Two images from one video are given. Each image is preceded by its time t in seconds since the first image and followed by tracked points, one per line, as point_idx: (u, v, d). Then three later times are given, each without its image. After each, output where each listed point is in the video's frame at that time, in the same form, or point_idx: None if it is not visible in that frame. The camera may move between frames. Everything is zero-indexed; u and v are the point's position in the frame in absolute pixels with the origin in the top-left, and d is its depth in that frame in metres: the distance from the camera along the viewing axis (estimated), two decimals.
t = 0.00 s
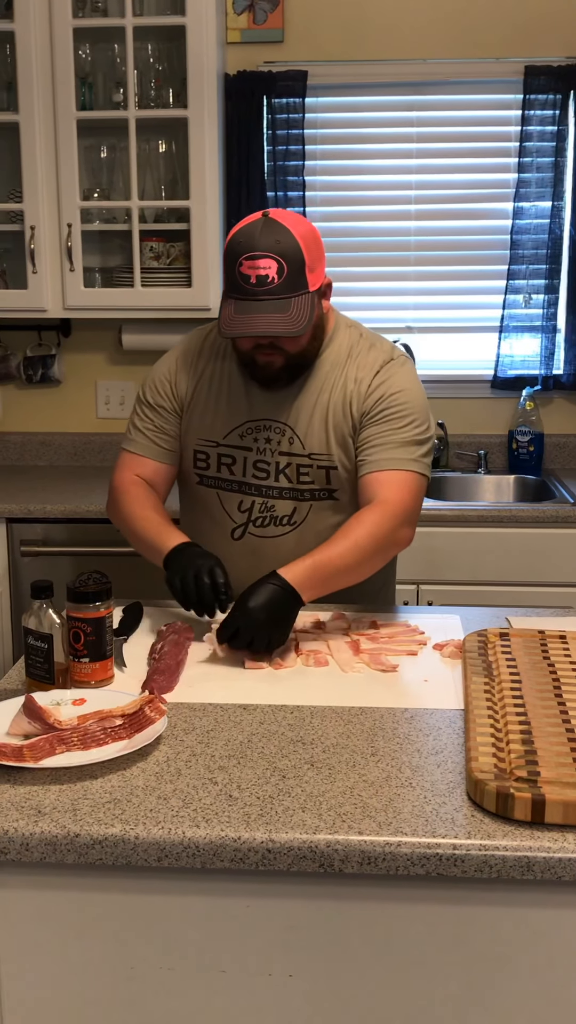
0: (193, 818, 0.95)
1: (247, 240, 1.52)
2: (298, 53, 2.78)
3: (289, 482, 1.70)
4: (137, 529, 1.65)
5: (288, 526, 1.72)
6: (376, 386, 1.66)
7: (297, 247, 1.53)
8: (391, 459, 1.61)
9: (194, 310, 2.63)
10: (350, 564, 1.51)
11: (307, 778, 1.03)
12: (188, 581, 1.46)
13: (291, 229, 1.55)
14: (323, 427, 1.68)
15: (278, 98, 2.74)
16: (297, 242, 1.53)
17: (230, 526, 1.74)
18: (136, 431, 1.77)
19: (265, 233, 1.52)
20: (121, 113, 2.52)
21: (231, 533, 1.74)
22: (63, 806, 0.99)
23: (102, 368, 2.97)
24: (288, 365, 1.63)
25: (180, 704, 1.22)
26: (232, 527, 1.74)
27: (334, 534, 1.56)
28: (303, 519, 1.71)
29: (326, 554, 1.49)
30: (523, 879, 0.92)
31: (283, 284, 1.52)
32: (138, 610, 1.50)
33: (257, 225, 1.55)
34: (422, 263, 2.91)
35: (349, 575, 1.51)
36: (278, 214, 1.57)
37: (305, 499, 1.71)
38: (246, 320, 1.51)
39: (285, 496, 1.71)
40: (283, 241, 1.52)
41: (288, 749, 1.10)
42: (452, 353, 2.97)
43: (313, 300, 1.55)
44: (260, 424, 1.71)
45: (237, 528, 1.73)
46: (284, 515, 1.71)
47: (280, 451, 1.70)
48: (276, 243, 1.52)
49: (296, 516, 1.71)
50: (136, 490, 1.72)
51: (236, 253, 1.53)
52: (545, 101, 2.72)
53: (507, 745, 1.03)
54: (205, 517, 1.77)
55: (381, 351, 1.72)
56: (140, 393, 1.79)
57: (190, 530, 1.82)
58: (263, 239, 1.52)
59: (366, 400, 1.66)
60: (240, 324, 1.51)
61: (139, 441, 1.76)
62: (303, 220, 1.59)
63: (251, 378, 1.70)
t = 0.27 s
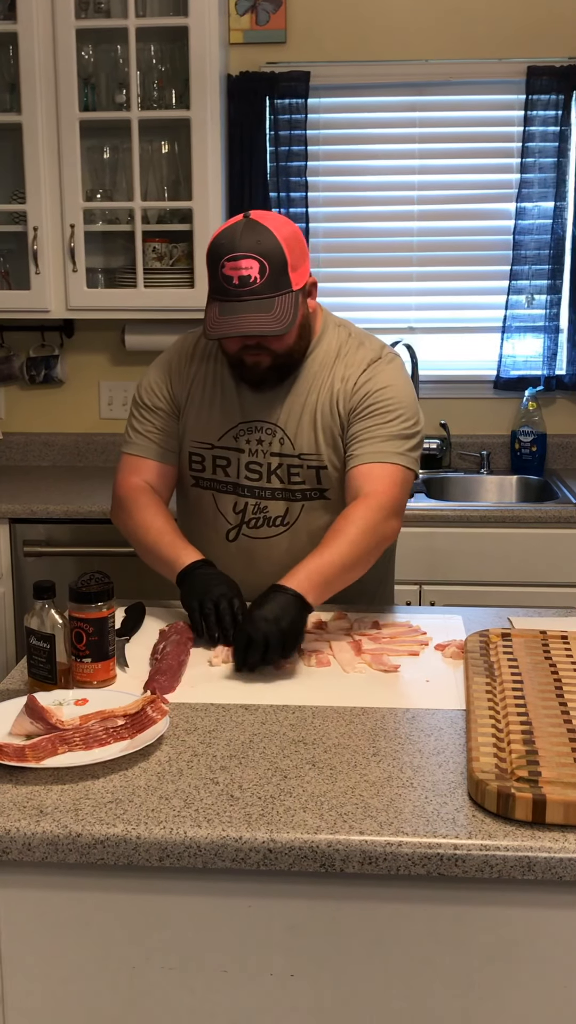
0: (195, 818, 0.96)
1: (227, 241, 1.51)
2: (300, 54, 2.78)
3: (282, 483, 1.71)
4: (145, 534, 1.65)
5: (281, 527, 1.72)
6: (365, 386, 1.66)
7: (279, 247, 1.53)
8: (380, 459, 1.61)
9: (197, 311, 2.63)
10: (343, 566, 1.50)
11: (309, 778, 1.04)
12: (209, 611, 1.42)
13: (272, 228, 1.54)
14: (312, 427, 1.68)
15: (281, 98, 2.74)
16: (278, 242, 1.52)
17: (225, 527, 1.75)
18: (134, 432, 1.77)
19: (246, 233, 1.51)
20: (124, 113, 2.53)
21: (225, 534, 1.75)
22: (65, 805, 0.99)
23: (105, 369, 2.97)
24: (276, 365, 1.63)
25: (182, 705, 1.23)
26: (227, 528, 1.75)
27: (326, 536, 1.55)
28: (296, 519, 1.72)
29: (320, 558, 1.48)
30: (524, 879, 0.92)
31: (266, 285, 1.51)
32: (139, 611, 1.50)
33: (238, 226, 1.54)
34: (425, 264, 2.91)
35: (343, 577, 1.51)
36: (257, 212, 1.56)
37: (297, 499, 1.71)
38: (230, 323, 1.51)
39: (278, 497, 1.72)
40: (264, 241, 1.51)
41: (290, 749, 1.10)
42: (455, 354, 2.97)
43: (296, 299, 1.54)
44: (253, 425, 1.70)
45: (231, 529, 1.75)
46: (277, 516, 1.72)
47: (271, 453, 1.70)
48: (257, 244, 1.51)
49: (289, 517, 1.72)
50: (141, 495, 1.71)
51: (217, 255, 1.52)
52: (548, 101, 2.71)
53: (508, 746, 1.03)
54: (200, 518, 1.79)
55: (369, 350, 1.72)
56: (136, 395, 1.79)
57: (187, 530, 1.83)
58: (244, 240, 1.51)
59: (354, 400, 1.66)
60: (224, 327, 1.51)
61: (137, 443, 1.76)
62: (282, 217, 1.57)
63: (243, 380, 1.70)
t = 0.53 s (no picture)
0: (195, 819, 0.96)
1: (221, 241, 1.52)
2: (300, 55, 2.78)
3: (281, 483, 1.71)
4: (150, 539, 1.64)
5: (282, 527, 1.73)
6: (363, 385, 1.66)
7: (272, 245, 1.53)
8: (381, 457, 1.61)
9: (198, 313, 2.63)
10: (348, 567, 1.50)
11: (309, 778, 1.04)
12: (209, 613, 1.42)
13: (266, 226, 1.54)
14: (312, 427, 1.68)
15: (281, 100, 2.75)
16: (272, 240, 1.53)
17: (225, 529, 1.75)
18: (132, 435, 1.77)
19: (240, 233, 1.52)
20: (125, 115, 2.53)
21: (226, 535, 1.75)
22: (66, 806, 0.99)
23: (106, 370, 2.98)
24: (274, 365, 1.63)
25: (182, 705, 1.23)
26: (227, 529, 1.75)
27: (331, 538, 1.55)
28: (296, 518, 1.72)
29: (323, 561, 1.49)
30: (524, 880, 0.92)
31: (260, 283, 1.52)
32: (142, 611, 1.51)
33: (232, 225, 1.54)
34: (426, 265, 2.91)
35: (347, 580, 1.51)
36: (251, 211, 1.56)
37: (298, 498, 1.72)
38: (225, 322, 1.51)
39: (278, 497, 1.72)
40: (257, 240, 1.51)
41: (290, 750, 1.10)
42: (455, 354, 2.97)
43: (291, 297, 1.55)
44: (251, 425, 1.71)
45: (231, 531, 1.75)
46: (278, 515, 1.73)
47: (271, 453, 1.70)
48: (250, 243, 1.51)
49: (290, 516, 1.73)
50: (143, 499, 1.72)
51: (212, 255, 1.53)
52: (548, 102, 2.72)
53: (508, 746, 1.03)
54: (200, 520, 1.78)
55: (366, 349, 1.72)
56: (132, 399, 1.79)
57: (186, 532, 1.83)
58: (238, 239, 1.51)
59: (353, 399, 1.66)
60: (219, 326, 1.52)
61: (136, 445, 1.76)
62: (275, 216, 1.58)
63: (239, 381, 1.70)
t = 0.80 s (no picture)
0: (195, 821, 0.96)
1: (224, 245, 1.52)
2: (300, 59, 2.79)
3: (284, 486, 1.72)
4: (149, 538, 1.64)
5: (285, 530, 1.73)
6: (366, 387, 1.67)
7: (275, 248, 1.54)
8: (386, 457, 1.62)
9: (198, 316, 2.64)
10: (354, 563, 1.52)
11: (308, 780, 1.04)
12: (210, 619, 1.40)
13: (268, 230, 1.55)
14: (314, 429, 1.69)
15: (281, 103, 2.75)
16: (275, 243, 1.53)
17: (227, 533, 1.75)
18: (132, 440, 1.76)
19: (242, 236, 1.52)
20: (125, 118, 2.54)
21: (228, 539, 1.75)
22: (66, 808, 0.99)
23: (107, 373, 2.98)
24: (276, 368, 1.63)
25: (181, 708, 1.23)
26: (229, 533, 1.75)
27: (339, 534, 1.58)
28: (300, 521, 1.73)
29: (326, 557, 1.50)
30: (523, 882, 0.92)
31: (264, 285, 1.52)
32: (140, 610, 1.52)
33: (233, 229, 1.55)
34: (425, 268, 2.91)
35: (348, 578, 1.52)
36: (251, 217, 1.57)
37: (301, 501, 1.72)
38: (230, 324, 1.51)
39: (281, 500, 1.72)
40: (260, 242, 1.52)
41: (290, 752, 1.11)
42: (455, 357, 2.98)
43: (294, 298, 1.55)
44: (253, 428, 1.71)
45: (234, 534, 1.75)
46: (280, 519, 1.73)
47: (273, 456, 1.71)
48: (254, 245, 1.52)
49: (292, 518, 1.73)
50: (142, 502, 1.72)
51: (214, 259, 1.53)
52: (548, 106, 2.72)
53: (507, 749, 1.04)
54: (202, 524, 1.78)
55: (367, 351, 1.73)
56: (131, 404, 1.78)
57: (187, 536, 1.83)
58: (240, 242, 1.52)
59: (356, 402, 1.67)
60: (224, 328, 1.51)
61: (136, 450, 1.75)
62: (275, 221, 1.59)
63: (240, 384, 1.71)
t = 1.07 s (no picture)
0: (192, 823, 0.96)
1: (232, 245, 1.52)
2: (300, 61, 2.79)
3: (288, 487, 1.72)
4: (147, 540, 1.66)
5: (289, 531, 1.73)
6: (375, 391, 1.67)
7: (282, 247, 1.54)
8: (401, 469, 1.64)
9: (198, 318, 2.64)
10: (367, 568, 1.57)
11: (306, 782, 1.04)
12: (205, 607, 1.44)
13: (275, 229, 1.55)
14: (323, 429, 1.69)
15: (281, 105, 2.76)
16: (282, 242, 1.54)
17: (230, 534, 1.75)
18: (131, 445, 1.76)
19: (250, 235, 1.52)
20: (125, 120, 2.54)
21: (231, 540, 1.75)
22: (63, 810, 0.99)
23: (107, 375, 2.98)
24: (282, 366, 1.63)
25: (180, 710, 1.23)
26: (232, 535, 1.75)
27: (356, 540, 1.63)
28: (304, 522, 1.73)
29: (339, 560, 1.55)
30: (520, 884, 0.92)
31: (273, 283, 1.52)
32: (139, 610, 1.55)
33: (240, 228, 1.55)
34: (425, 270, 2.91)
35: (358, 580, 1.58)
36: (258, 216, 1.57)
37: (305, 503, 1.72)
38: (240, 323, 1.51)
39: (285, 501, 1.72)
40: (268, 241, 1.52)
41: (287, 754, 1.11)
42: (455, 359, 2.98)
43: (302, 297, 1.55)
44: (256, 429, 1.71)
45: (237, 536, 1.75)
46: (285, 520, 1.73)
47: (277, 457, 1.71)
48: (262, 244, 1.52)
49: (297, 519, 1.73)
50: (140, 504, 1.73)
51: (221, 258, 1.53)
52: (547, 108, 2.72)
53: (504, 750, 1.04)
54: (203, 526, 1.78)
55: (372, 352, 1.73)
56: (130, 409, 1.78)
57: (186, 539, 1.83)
58: (248, 241, 1.52)
59: (366, 407, 1.67)
60: (233, 328, 1.51)
61: (135, 455, 1.75)
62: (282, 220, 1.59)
63: (243, 385, 1.71)
